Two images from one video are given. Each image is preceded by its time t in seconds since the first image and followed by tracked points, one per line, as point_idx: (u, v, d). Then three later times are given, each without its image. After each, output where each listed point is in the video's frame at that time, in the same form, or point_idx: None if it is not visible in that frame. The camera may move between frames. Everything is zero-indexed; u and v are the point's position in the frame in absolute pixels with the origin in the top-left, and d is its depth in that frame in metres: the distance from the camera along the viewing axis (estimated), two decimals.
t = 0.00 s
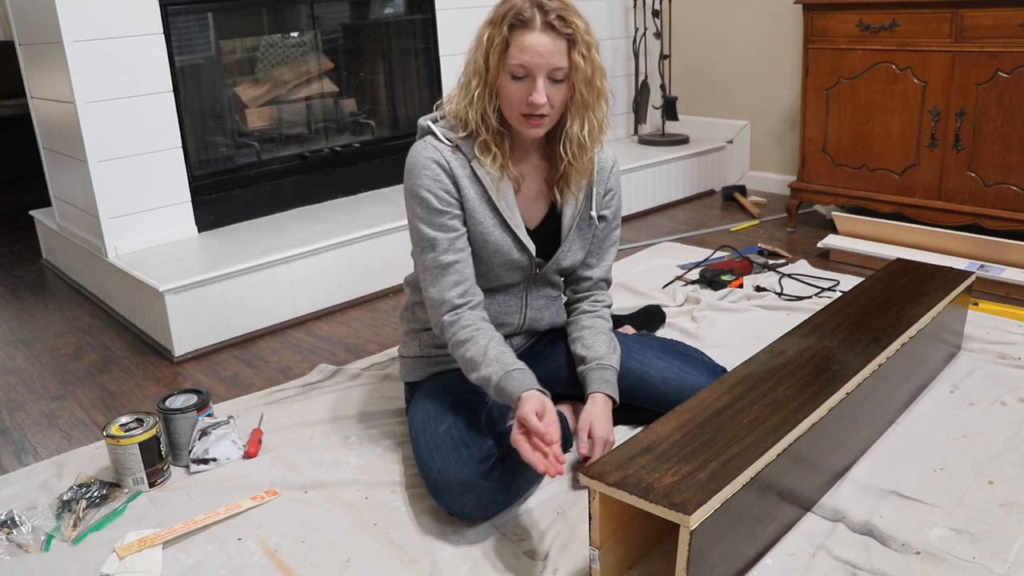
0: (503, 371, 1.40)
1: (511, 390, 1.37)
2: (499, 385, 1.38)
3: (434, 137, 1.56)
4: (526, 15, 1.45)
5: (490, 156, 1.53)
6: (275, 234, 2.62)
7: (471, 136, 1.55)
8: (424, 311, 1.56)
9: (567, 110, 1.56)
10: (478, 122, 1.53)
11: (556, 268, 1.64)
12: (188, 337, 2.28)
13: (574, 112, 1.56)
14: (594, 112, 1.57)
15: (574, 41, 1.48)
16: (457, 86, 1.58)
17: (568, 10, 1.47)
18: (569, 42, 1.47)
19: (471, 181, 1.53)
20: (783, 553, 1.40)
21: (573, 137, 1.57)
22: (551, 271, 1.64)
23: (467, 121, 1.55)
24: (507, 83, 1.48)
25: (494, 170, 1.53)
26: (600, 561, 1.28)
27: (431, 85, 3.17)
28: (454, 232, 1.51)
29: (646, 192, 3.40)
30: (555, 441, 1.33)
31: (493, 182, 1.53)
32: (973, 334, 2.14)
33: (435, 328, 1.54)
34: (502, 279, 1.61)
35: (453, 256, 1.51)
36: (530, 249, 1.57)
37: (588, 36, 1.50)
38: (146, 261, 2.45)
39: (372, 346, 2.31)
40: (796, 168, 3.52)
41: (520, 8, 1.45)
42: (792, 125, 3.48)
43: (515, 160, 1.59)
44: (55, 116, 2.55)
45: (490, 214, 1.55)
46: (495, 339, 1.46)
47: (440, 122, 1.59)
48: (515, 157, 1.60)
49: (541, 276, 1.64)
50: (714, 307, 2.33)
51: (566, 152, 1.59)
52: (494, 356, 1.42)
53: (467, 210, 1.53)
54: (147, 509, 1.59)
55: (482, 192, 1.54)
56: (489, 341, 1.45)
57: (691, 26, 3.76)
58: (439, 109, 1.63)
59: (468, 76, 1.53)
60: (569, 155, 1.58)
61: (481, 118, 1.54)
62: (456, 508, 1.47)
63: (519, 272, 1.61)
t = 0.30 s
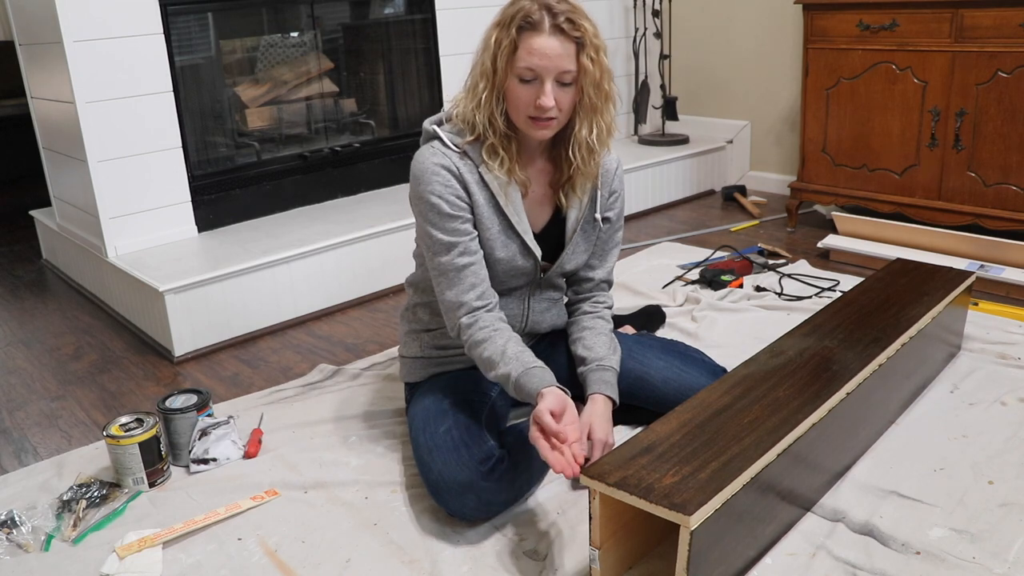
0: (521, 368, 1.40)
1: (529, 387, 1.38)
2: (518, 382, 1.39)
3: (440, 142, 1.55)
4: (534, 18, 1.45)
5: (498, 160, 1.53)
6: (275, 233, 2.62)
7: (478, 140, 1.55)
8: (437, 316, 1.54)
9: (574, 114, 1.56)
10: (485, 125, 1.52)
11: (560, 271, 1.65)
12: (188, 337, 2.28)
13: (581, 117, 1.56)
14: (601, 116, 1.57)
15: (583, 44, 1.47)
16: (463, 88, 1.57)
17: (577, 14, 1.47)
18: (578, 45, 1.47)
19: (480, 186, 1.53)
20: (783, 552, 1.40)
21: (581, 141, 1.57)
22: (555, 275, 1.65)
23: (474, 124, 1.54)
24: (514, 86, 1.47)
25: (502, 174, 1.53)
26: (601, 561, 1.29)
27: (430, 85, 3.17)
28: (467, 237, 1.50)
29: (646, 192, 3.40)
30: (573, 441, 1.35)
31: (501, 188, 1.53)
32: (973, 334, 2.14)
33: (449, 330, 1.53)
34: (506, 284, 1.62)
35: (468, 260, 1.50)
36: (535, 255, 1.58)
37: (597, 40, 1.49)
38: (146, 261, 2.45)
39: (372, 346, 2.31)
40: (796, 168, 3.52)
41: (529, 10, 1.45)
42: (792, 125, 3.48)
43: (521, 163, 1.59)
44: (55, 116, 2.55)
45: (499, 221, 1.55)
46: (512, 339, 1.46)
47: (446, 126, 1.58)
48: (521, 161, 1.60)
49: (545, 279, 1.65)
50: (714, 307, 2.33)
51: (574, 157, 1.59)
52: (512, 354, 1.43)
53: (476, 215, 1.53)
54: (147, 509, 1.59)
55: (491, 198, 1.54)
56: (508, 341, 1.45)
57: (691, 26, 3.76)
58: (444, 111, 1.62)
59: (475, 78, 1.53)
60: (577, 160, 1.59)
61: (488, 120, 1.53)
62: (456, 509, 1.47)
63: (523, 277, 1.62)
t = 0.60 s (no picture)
0: (532, 367, 1.41)
1: (542, 385, 1.38)
2: (529, 380, 1.40)
3: (440, 142, 1.55)
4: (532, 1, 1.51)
5: (497, 154, 1.52)
6: (275, 233, 2.62)
7: (477, 135, 1.55)
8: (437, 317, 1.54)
9: (574, 99, 1.55)
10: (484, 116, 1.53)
11: (560, 274, 1.65)
12: (188, 336, 2.28)
13: (581, 101, 1.55)
14: (601, 104, 1.57)
15: (579, 25, 1.52)
16: (464, 87, 1.59)
17: None
18: (574, 25, 1.52)
19: (480, 187, 1.53)
20: (783, 553, 1.40)
21: (579, 124, 1.55)
22: (556, 277, 1.65)
23: (474, 118, 1.54)
24: (512, 66, 1.50)
25: (499, 171, 1.52)
26: (600, 561, 1.29)
27: (430, 86, 3.17)
28: (466, 237, 1.50)
29: (646, 192, 3.40)
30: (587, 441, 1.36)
31: (500, 188, 1.53)
32: (973, 334, 2.14)
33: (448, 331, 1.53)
34: (506, 285, 1.61)
35: (468, 260, 1.50)
36: (535, 257, 1.58)
37: (594, 27, 1.54)
38: (146, 261, 2.45)
39: (372, 346, 2.31)
40: (796, 168, 3.52)
41: None
42: (792, 125, 3.49)
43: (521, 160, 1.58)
44: (55, 116, 2.55)
45: (498, 222, 1.55)
46: (514, 340, 1.48)
47: (446, 126, 1.58)
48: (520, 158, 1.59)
49: (545, 281, 1.65)
50: (714, 307, 2.33)
51: (575, 141, 1.56)
52: (518, 355, 1.43)
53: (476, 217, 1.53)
54: (147, 509, 1.59)
55: (490, 199, 1.54)
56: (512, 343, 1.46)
57: (691, 26, 3.76)
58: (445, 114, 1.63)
59: (475, 71, 1.55)
60: (578, 144, 1.56)
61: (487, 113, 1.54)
62: (456, 509, 1.47)
63: (522, 278, 1.61)
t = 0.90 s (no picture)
0: (509, 358, 1.40)
1: (519, 374, 1.36)
2: (506, 370, 1.38)
3: (438, 140, 1.56)
4: (533, 3, 1.51)
5: (495, 154, 1.52)
6: (275, 233, 2.62)
7: (475, 135, 1.55)
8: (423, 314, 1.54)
9: (575, 100, 1.56)
10: (483, 116, 1.53)
11: (559, 272, 1.65)
12: (188, 336, 2.28)
13: (581, 103, 1.56)
14: (602, 104, 1.58)
15: (580, 27, 1.52)
16: (462, 87, 1.59)
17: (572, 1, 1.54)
18: (575, 27, 1.52)
19: (475, 186, 1.53)
20: (783, 553, 1.40)
21: (581, 125, 1.57)
22: (555, 275, 1.65)
23: (473, 118, 1.54)
24: (513, 67, 1.50)
25: (497, 170, 1.52)
26: (601, 561, 1.29)
27: (431, 86, 3.17)
28: (456, 237, 1.51)
29: (646, 192, 3.40)
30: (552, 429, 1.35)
31: (496, 185, 1.53)
32: (973, 334, 2.14)
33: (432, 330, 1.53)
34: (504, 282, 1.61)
35: (456, 260, 1.51)
36: (533, 254, 1.57)
37: (595, 28, 1.54)
38: (146, 261, 2.45)
39: (372, 346, 2.31)
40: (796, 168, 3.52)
41: None
42: (792, 125, 3.48)
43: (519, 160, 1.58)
44: (55, 116, 2.55)
45: (494, 219, 1.55)
46: (493, 335, 1.47)
47: (444, 124, 1.59)
48: (519, 157, 1.59)
49: (544, 279, 1.64)
50: (714, 307, 2.33)
51: (578, 142, 1.58)
52: (496, 346, 1.42)
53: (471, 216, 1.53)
54: (147, 509, 1.59)
55: (486, 198, 1.54)
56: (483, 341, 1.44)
57: (691, 26, 3.76)
58: (443, 112, 1.63)
59: (474, 71, 1.55)
60: (580, 145, 1.58)
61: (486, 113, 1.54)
62: (456, 509, 1.47)
63: (521, 275, 1.61)
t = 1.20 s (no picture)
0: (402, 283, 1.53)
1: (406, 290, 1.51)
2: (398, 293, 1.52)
3: (427, 135, 1.57)
4: (530, 2, 1.52)
5: (484, 152, 1.53)
6: (275, 233, 2.62)
7: (466, 131, 1.55)
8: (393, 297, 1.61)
9: (570, 99, 1.58)
10: (476, 113, 1.53)
11: (553, 267, 1.63)
12: (187, 336, 2.28)
13: (577, 102, 1.57)
14: (597, 105, 1.59)
15: (577, 27, 1.53)
16: (457, 84, 1.59)
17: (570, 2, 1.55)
18: (572, 27, 1.53)
19: (459, 183, 1.54)
20: (783, 552, 1.40)
21: (576, 125, 1.58)
22: (548, 270, 1.63)
23: (466, 115, 1.55)
24: (509, 65, 1.50)
25: (487, 167, 1.52)
26: (601, 562, 1.29)
27: (431, 86, 3.17)
28: (428, 235, 1.53)
29: (646, 192, 3.40)
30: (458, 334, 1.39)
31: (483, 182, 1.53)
32: (973, 334, 2.14)
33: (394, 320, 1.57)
34: (498, 276, 1.59)
35: (421, 258, 1.54)
36: (524, 248, 1.57)
37: (591, 29, 1.55)
38: (146, 261, 2.45)
39: (372, 346, 2.31)
40: (796, 168, 3.52)
41: None
42: (792, 125, 3.49)
43: (511, 158, 1.59)
44: (55, 116, 2.55)
45: (481, 214, 1.55)
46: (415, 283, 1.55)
47: (437, 120, 1.59)
48: (512, 156, 1.60)
49: (538, 274, 1.63)
50: (714, 307, 2.33)
51: (572, 143, 1.58)
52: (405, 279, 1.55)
53: (453, 213, 1.54)
54: (147, 509, 1.59)
55: (472, 193, 1.55)
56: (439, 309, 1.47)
57: (691, 26, 3.76)
58: (437, 109, 1.64)
59: (470, 67, 1.55)
60: (575, 145, 1.58)
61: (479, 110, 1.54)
62: (456, 508, 1.46)
63: (515, 269, 1.59)
